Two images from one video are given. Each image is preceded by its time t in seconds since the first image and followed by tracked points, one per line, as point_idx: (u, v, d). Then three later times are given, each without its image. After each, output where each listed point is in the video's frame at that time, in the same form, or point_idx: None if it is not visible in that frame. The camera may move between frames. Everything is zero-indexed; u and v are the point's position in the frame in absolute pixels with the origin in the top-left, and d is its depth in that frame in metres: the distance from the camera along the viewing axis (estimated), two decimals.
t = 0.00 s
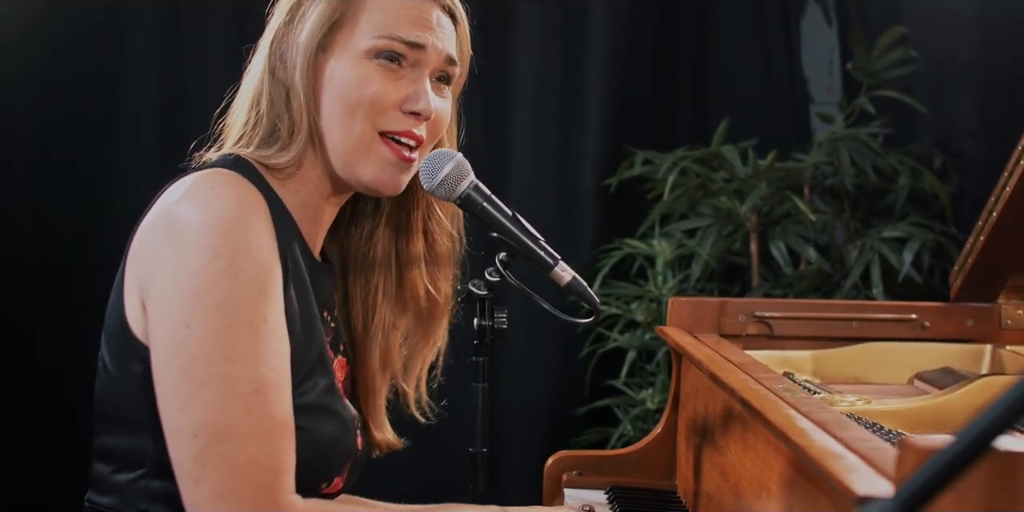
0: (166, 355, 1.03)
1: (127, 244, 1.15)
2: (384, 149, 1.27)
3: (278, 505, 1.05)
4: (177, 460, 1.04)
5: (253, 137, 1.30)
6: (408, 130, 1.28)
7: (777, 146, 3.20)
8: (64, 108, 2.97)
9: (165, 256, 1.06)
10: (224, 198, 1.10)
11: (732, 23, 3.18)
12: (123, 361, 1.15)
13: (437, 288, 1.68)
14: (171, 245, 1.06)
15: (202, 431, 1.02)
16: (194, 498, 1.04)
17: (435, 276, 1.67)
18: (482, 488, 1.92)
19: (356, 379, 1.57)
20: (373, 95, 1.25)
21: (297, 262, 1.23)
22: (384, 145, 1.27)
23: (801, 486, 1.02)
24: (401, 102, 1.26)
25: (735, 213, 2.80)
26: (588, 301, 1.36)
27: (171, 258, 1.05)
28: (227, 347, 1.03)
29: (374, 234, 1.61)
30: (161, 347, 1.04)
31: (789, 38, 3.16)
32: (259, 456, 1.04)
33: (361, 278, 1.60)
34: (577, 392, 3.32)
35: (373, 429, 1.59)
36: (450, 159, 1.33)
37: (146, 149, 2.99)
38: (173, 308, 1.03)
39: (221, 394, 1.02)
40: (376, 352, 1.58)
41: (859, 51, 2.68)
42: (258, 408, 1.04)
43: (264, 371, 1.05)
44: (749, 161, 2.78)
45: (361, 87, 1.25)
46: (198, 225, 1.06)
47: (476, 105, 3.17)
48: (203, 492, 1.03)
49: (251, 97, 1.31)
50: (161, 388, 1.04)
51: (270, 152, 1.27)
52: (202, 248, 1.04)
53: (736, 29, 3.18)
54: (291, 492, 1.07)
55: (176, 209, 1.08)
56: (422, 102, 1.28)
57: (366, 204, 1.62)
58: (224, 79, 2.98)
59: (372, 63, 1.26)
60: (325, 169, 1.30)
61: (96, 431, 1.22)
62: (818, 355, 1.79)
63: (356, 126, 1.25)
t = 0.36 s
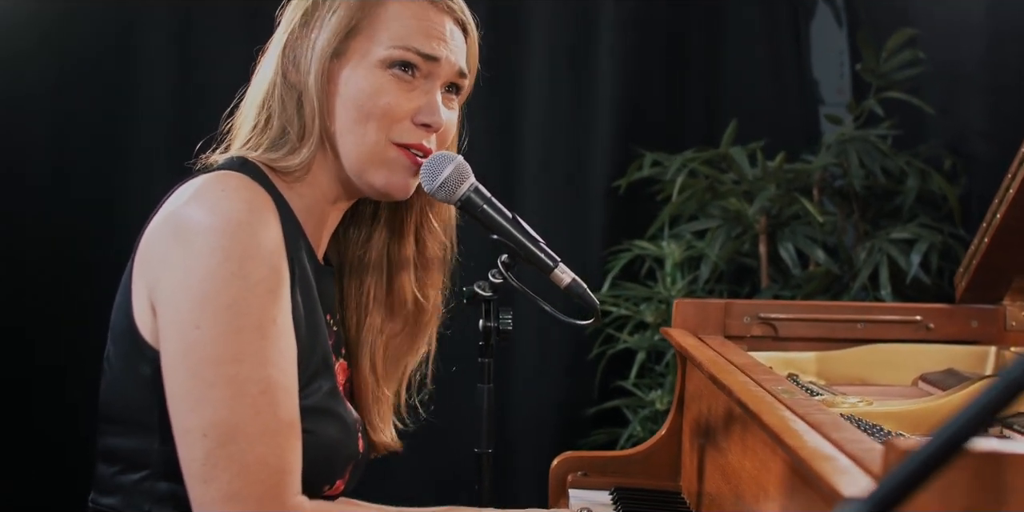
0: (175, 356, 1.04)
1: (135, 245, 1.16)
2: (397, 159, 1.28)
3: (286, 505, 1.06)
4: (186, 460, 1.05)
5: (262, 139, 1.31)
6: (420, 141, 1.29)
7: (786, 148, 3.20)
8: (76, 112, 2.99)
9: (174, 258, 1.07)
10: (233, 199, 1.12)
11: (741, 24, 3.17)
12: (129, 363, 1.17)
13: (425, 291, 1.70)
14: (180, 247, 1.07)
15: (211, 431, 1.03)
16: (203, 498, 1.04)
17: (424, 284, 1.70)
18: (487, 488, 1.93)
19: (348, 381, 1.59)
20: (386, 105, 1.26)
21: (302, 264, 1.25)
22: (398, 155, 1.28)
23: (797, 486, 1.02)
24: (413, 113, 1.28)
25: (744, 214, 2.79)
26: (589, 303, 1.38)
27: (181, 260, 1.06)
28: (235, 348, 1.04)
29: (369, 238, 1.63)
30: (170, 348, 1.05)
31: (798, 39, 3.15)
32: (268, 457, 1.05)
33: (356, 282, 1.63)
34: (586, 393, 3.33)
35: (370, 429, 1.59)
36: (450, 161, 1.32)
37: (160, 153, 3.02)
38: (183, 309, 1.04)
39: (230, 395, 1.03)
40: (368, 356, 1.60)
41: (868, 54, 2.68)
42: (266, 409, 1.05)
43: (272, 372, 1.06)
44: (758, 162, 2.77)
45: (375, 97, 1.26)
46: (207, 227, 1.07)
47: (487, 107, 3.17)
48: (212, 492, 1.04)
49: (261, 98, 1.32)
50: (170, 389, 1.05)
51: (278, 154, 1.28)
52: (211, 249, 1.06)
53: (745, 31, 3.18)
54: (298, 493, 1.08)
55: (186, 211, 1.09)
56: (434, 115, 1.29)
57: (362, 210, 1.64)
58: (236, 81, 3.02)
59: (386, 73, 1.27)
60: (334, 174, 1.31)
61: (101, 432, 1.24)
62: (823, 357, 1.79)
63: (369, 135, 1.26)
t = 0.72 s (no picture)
0: (177, 350, 1.05)
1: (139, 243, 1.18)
2: (393, 154, 1.29)
3: (287, 499, 1.06)
4: (188, 453, 1.05)
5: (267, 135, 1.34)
6: (417, 137, 1.31)
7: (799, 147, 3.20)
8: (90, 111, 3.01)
9: (176, 254, 1.08)
10: (234, 196, 1.14)
11: (756, 23, 3.16)
12: (134, 356, 1.20)
13: (442, 295, 1.73)
14: (183, 243, 1.09)
15: (213, 424, 1.04)
16: (203, 491, 1.04)
17: (440, 285, 1.72)
18: (497, 483, 1.94)
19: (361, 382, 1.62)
20: (383, 101, 1.28)
21: (306, 260, 1.26)
22: (394, 150, 1.29)
23: (798, 482, 1.03)
24: (411, 109, 1.29)
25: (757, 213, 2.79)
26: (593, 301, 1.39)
27: (183, 255, 1.08)
28: (236, 341, 1.04)
29: (381, 237, 1.65)
30: (172, 342, 1.06)
31: (812, 37, 3.15)
32: (268, 450, 1.05)
33: (367, 280, 1.65)
34: (600, 390, 3.34)
35: (378, 433, 1.64)
36: (455, 158, 1.35)
37: (174, 150, 3.01)
38: (185, 303, 1.05)
39: (231, 388, 1.04)
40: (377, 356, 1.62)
41: (879, 53, 2.67)
42: (267, 402, 1.05)
43: (272, 366, 1.06)
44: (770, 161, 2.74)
45: (372, 93, 1.28)
46: (209, 223, 1.09)
47: (502, 105, 3.16)
48: (213, 485, 1.04)
49: (267, 94, 1.35)
50: (171, 384, 1.06)
51: (282, 151, 1.30)
52: (212, 244, 1.07)
53: (759, 29, 3.17)
54: (298, 486, 1.08)
55: (189, 208, 1.11)
56: (431, 110, 1.31)
57: (372, 209, 1.65)
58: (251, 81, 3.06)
59: (384, 69, 1.29)
60: (337, 168, 1.33)
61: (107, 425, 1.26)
62: (832, 354, 1.81)
63: (366, 129, 1.28)
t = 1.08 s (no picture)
0: (192, 331, 1.05)
1: (152, 228, 1.20)
2: (400, 136, 1.31)
3: (300, 483, 1.06)
4: (201, 435, 1.04)
5: (274, 123, 1.33)
6: (425, 122, 1.32)
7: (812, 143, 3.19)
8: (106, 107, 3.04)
9: (194, 236, 1.10)
10: (250, 181, 1.15)
11: (768, 18, 3.17)
12: (145, 343, 1.22)
13: (453, 308, 1.75)
14: (200, 225, 1.10)
15: (228, 405, 1.03)
16: (216, 472, 1.04)
17: (451, 296, 1.75)
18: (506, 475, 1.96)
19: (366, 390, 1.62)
20: (397, 81, 1.29)
21: (314, 248, 1.28)
22: (401, 132, 1.31)
23: (795, 466, 1.04)
24: (424, 95, 1.31)
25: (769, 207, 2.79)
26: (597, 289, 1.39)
27: (200, 238, 1.09)
28: (253, 322, 1.05)
29: (392, 242, 1.69)
30: (188, 324, 1.06)
31: (824, 32, 3.15)
32: (283, 432, 1.05)
33: (373, 284, 1.67)
34: (612, 384, 3.35)
35: (381, 443, 1.63)
36: (460, 149, 1.36)
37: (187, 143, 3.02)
38: (201, 285, 1.06)
39: (246, 369, 1.03)
40: (386, 367, 1.63)
41: (892, 48, 2.66)
42: (282, 384, 1.05)
43: (286, 349, 1.07)
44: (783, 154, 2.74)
45: (387, 74, 1.30)
46: (226, 206, 1.10)
47: (515, 104, 3.16)
48: (226, 466, 1.03)
49: (281, 83, 1.37)
50: (186, 366, 1.06)
51: (294, 133, 1.31)
52: (231, 226, 1.08)
53: (771, 24, 3.17)
54: (309, 468, 1.08)
55: (205, 192, 1.13)
56: (443, 99, 1.34)
57: (376, 205, 1.69)
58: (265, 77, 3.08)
59: (401, 53, 1.31)
60: (345, 154, 1.34)
61: (117, 413, 1.29)
62: (840, 346, 1.81)
63: (377, 110, 1.29)
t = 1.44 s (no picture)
0: (194, 322, 1.06)
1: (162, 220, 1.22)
2: (406, 131, 1.33)
3: (298, 475, 1.05)
4: (200, 425, 1.05)
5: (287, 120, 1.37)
6: (429, 115, 1.34)
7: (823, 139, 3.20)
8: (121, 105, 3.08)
9: (199, 229, 1.11)
10: (256, 174, 1.16)
11: (779, 15, 3.17)
12: (151, 330, 1.25)
13: (469, 285, 1.78)
14: (205, 219, 1.11)
15: (226, 396, 1.03)
16: (214, 463, 1.04)
17: (466, 270, 1.77)
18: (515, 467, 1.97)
19: (384, 372, 1.65)
20: (397, 78, 1.31)
21: (323, 241, 1.30)
22: (405, 127, 1.33)
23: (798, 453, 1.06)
24: (427, 87, 1.33)
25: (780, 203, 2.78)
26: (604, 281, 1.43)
27: (204, 230, 1.10)
28: (253, 314, 1.05)
29: (406, 227, 1.69)
30: (189, 315, 1.07)
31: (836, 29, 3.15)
32: (281, 424, 1.04)
33: (389, 276, 1.67)
34: (625, 379, 3.36)
35: (400, 422, 1.67)
36: (468, 141, 1.41)
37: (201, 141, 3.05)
38: (204, 277, 1.07)
39: (245, 361, 1.03)
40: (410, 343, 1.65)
41: (902, 44, 2.66)
42: (281, 376, 1.05)
43: (287, 341, 1.06)
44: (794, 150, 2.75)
45: (386, 70, 1.31)
46: (230, 199, 1.11)
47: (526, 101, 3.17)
48: (224, 457, 1.03)
49: (288, 80, 1.39)
50: (187, 357, 1.07)
51: (303, 132, 1.34)
52: (234, 219, 1.09)
53: (782, 21, 3.18)
54: (309, 461, 1.07)
55: (212, 186, 1.14)
56: (445, 88, 1.34)
57: (393, 194, 1.70)
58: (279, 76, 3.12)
59: (400, 47, 1.32)
60: (354, 148, 1.37)
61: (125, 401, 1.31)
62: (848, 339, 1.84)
63: (381, 107, 1.31)
